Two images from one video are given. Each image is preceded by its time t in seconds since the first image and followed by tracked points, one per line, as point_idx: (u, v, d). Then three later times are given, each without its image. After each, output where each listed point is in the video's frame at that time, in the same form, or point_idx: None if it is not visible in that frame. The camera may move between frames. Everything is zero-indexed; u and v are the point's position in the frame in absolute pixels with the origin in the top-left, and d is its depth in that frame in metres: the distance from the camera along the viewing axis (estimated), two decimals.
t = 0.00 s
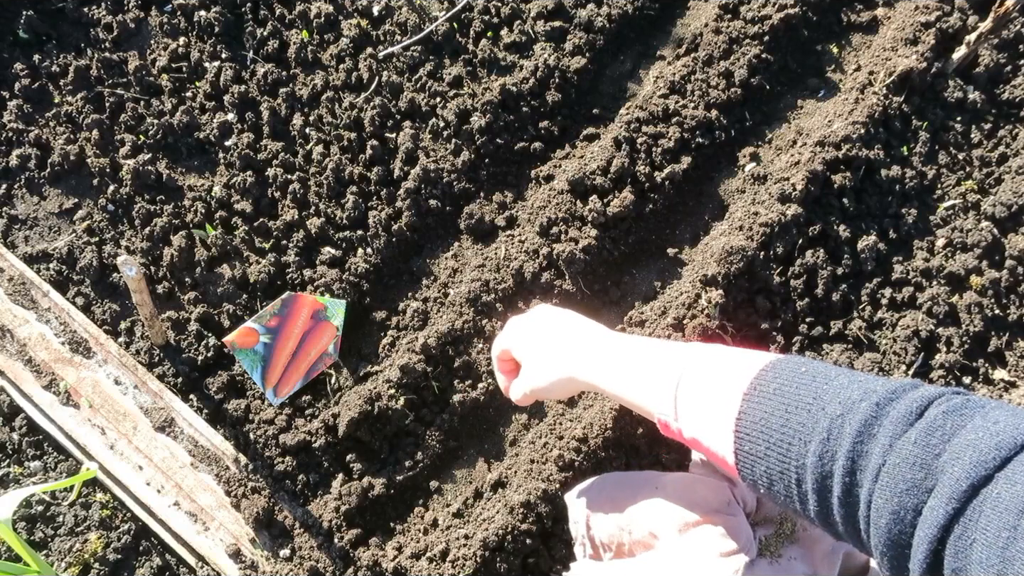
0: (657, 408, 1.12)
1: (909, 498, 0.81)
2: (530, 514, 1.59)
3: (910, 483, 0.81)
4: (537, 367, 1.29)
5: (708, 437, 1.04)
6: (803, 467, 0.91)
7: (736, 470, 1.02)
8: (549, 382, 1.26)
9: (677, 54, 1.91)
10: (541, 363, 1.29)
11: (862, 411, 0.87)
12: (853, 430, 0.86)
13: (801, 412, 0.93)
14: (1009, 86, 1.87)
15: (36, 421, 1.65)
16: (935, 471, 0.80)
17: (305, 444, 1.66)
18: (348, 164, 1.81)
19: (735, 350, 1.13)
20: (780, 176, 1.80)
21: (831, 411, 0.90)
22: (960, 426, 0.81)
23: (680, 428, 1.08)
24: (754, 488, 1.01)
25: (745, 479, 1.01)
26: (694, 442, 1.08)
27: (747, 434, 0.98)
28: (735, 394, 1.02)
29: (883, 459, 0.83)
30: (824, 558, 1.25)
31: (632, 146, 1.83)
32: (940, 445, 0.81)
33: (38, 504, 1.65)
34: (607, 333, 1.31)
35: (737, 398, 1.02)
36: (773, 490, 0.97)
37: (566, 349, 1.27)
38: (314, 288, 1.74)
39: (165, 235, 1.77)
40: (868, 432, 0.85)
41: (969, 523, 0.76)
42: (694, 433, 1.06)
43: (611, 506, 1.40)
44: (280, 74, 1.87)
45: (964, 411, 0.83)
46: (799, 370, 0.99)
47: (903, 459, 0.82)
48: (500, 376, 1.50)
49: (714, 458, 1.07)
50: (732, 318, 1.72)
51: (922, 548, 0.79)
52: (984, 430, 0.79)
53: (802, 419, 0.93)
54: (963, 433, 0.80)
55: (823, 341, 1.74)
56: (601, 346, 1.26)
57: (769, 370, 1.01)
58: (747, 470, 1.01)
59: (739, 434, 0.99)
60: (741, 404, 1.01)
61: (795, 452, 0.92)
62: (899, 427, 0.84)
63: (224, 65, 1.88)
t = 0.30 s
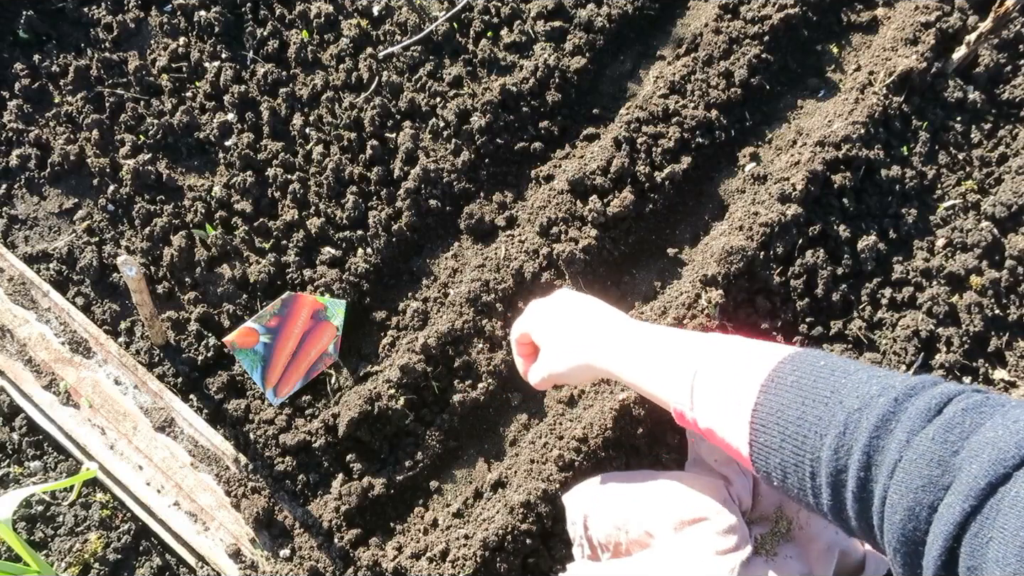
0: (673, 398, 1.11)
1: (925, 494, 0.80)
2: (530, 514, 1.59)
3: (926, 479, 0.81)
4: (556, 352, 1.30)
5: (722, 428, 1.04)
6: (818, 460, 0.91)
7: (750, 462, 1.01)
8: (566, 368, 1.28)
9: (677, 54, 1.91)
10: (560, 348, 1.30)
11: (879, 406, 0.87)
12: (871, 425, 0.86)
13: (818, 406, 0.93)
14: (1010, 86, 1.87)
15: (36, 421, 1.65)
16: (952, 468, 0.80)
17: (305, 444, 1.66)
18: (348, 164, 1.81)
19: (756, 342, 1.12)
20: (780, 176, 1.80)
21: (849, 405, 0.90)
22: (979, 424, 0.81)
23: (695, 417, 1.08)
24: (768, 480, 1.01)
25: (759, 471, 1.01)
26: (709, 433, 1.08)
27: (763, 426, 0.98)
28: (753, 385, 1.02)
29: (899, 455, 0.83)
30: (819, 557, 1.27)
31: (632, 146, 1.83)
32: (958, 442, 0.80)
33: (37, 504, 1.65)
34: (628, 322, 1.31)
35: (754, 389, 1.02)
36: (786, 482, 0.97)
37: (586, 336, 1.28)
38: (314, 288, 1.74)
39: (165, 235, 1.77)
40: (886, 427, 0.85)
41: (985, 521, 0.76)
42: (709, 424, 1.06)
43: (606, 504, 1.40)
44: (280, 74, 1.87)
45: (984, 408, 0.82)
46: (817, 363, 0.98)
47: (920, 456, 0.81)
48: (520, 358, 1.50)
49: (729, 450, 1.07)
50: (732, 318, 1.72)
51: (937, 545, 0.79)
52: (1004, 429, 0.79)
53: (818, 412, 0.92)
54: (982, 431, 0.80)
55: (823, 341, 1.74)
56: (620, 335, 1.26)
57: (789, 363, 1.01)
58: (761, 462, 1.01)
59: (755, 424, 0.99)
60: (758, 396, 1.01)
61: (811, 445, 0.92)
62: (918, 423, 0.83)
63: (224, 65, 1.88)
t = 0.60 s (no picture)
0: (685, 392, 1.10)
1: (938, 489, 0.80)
2: (530, 515, 1.59)
3: (940, 475, 0.81)
4: (567, 343, 1.31)
5: (735, 422, 1.02)
6: (830, 455, 0.91)
7: (762, 457, 1.01)
8: (577, 360, 1.28)
9: (677, 54, 1.91)
10: (571, 339, 1.30)
11: (894, 401, 0.87)
12: (885, 419, 0.86)
13: (831, 400, 0.93)
14: (1010, 86, 1.88)
15: (36, 421, 1.65)
16: (966, 464, 0.80)
17: (305, 444, 1.66)
18: (348, 164, 1.81)
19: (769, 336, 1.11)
20: (780, 176, 1.80)
21: (863, 400, 0.90)
22: (995, 421, 0.81)
23: (707, 411, 1.06)
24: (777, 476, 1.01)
25: (770, 466, 1.01)
26: (720, 427, 1.06)
27: (776, 419, 0.97)
28: (767, 379, 1.01)
29: (914, 449, 0.83)
30: (821, 560, 1.27)
31: (632, 147, 1.83)
32: (973, 438, 0.80)
33: (37, 504, 1.65)
34: (639, 313, 1.30)
35: (768, 383, 1.01)
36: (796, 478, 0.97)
37: (596, 327, 1.28)
38: (314, 288, 1.74)
39: (165, 235, 1.77)
40: (901, 422, 0.85)
41: (998, 517, 0.76)
42: (722, 417, 1.05)
43: (605, 505, 1.39)
44: (280, 75, 1.87)
45: (1000, 406, 0.82)
46: (831, 358, 0.98)
47: (934, 451, 0.81)
48: (528, 349, 1.51)
49: (740, 445, 1.06)
50: (732, 318, 1.72)
51: (949, 540, 0.79)
52: (1020, 426, 0.79)
53: (832, 407, 0.92)
54: (997, 427, 0.80)
55: (823, 341, 1.74)
56: (631, 326, 1.25)
57: (804, 357, 1.00)
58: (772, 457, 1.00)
59: (769, 418, 0.98)
60: (773, 390, 0.99)
61: (824, 440, 0.92)
62: (932, 418, 0.83)
63: (224, 65, 1.88)
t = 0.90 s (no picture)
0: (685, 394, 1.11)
1: (935, 491, 0.80)
2: (530, 514, 1.59)
3: (936, 477, 0.81)
4: (567, 340, 1.30)
5: (734, 424, 1.03)
6: (828, 457, 0.91)
7: (760, 459, 1.02)
8: (577, 359, 1.28)
9: (677, 54, 1.91)
10: (572, 336, 1.30)
11: (891, 403, 0.87)
12: (882, 421, 0.86)
13: (828, 402, 0.93)
14: (1010, 85, 1.88)
15: (36, 421, 1.65)
16: (962, 466, 0.80)
17: (305, 444, 1.66)
18: (348, 164, 1.81)
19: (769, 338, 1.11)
20: (780, 176, 1.80)
21: (860, 401, 0.90)
22: (990, 423, 0.81)
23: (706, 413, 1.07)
24: (776, 476, 1.00)
25: (769, 468, 1.01)
26: (720, 429, 1.07)
27: (774, 421, 0.98)
28: (765, 381, 1.01)
29: (910, 451, 0.83)
30: (823, 561, 1.27)
31: (632, 146, 1.83)
32: (969, 440, 0.80)
33: (37, 504, 1.65)
34: (641, 314, 1.30)
35: (766, 385, 1.01)
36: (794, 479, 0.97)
37: (596, 326, 1.27)
38: (314, 288, 1.74)
39: (165, 235, 1.77)
40: (897, 424, 0.85)
41: (994, 518, 0.76)
42: (721, 419, 1.05)
43: (606, 505, 1.39)
44: (280, 75, 1.87)
45: (996, 408, 0.82)
46: (829, 359, 0.98)
47: (931, 453, 0.81)
48: (530, 344, 1.50)
49: (739, 446, 1.06)
50: (732, 318, 1.72)
51: (945, 542, 0.79)
52: (1015, 428, 0.79)
53: (829, 409, 0.92)
54: (993, 430, 0.80)
55: (823, 341, 1.74)
56: (632, 326, 1.25)
57: (801, 360, 1.00)
58: (770, 459, 1.00)
59: (766, 421, 0.99)
60: (770, 392, 1.00)
61: (821, 441, 0.91)
62: (929, 420, 0.83)
63: (224, 65, 1.88)
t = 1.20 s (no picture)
0: (680, 388, 1.10)
1: (921, 489, 0.80)
2: (530, 514, 1.59)
3: (923, 475, 0.81)
4: (565, 331, 1.29)
5: (728, 420, 1.02)
6: (818, 453, 0.90)
7: (753, 454, 1.01)
8: (573, 350, 1.26)
9: (677, 54, 1.91)
10: (569, 328, 1.28)
11: (881, 401, 0.86)
12: (872, 418, 0.86)
13: (819, 399, 0.92)
14: (1009, 86, 1.88)
15: (36, 421, 1.65)
16: (949, 465, 0.80)
17: (305, 444, 1.66)
18: (348, 164, 1.81)
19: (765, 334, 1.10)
20: (780, 176, 1.80)
21: (850, 398, 0.89)
22: (977, 421, 0.81)
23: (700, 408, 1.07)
24: (769, 471, 1.00)
25: (761, 463, 1.01)
26: (714, 424, 1.07)
27: (767, 418, 0.97)
28: (759, 376, 1.01)
29: (898, 449, 0.83)
30: (820, 561, 1.24)
31: (632, 146, 1.83)
32: (956, 438, 0.80)
33: (37, 504, 1.65)
34: (639, 307, 1.28)
35: (759, 381, 1.00)
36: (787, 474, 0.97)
37: (594, 317, 1.26)
38: (314, 288, 1.74)
39: (165, 235, 1.76)
40: (886, 421, 0.85)
41: (979, 517, 0.76)
42: (715, 415, 1.05)
43: (604, 506, 1.39)
44: (280, 74, 1.87)
45: (983, 406, 0.82)
46: (821, 357, 0.97)
47: (918, 451, 0.81)
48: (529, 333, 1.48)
49: (733, 441, 1.06)
50: (732, 318, 1.72)
51: (932, 540, 0.79)
52: (1002, 427, 0.78)
53: (820, 405, 0.92)
54: (980, 428, 0.80)
55: (823, 341, 1.74)
56: (629, 318, 1.24)
57: (794, 356, 1.00)
58: (763, 454, 1.00)
59: (759, 416, 0.98)
60: (763, 388, 0.99)
61: (812, 438, 0.91)
62: (917, 418, 0.83)
63: (224, 65, 1.88)
